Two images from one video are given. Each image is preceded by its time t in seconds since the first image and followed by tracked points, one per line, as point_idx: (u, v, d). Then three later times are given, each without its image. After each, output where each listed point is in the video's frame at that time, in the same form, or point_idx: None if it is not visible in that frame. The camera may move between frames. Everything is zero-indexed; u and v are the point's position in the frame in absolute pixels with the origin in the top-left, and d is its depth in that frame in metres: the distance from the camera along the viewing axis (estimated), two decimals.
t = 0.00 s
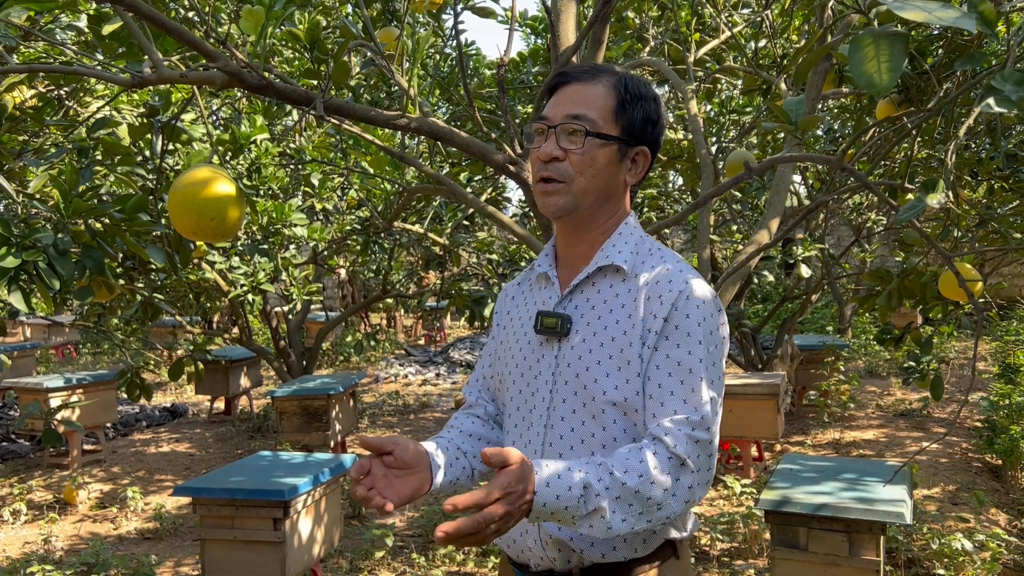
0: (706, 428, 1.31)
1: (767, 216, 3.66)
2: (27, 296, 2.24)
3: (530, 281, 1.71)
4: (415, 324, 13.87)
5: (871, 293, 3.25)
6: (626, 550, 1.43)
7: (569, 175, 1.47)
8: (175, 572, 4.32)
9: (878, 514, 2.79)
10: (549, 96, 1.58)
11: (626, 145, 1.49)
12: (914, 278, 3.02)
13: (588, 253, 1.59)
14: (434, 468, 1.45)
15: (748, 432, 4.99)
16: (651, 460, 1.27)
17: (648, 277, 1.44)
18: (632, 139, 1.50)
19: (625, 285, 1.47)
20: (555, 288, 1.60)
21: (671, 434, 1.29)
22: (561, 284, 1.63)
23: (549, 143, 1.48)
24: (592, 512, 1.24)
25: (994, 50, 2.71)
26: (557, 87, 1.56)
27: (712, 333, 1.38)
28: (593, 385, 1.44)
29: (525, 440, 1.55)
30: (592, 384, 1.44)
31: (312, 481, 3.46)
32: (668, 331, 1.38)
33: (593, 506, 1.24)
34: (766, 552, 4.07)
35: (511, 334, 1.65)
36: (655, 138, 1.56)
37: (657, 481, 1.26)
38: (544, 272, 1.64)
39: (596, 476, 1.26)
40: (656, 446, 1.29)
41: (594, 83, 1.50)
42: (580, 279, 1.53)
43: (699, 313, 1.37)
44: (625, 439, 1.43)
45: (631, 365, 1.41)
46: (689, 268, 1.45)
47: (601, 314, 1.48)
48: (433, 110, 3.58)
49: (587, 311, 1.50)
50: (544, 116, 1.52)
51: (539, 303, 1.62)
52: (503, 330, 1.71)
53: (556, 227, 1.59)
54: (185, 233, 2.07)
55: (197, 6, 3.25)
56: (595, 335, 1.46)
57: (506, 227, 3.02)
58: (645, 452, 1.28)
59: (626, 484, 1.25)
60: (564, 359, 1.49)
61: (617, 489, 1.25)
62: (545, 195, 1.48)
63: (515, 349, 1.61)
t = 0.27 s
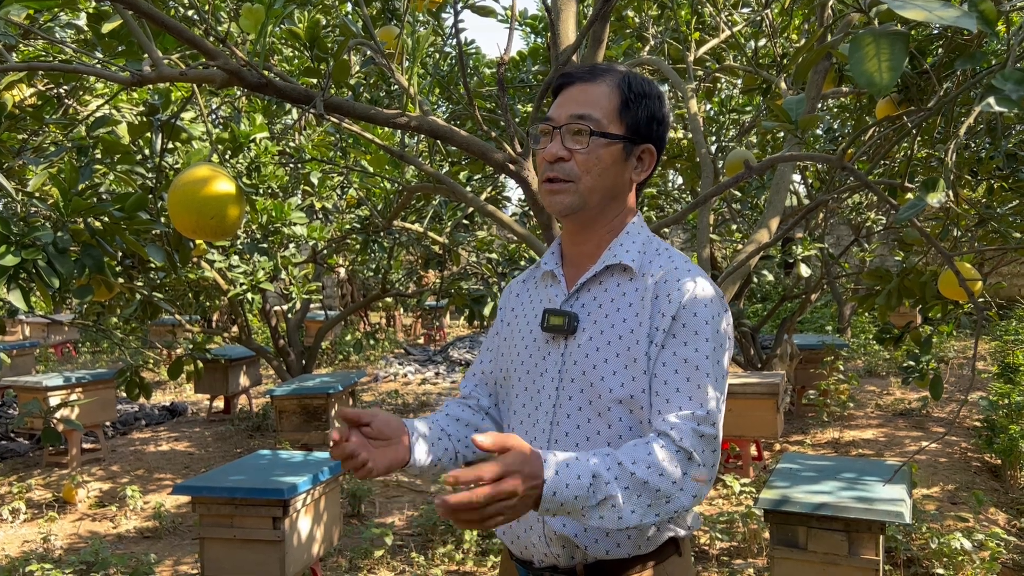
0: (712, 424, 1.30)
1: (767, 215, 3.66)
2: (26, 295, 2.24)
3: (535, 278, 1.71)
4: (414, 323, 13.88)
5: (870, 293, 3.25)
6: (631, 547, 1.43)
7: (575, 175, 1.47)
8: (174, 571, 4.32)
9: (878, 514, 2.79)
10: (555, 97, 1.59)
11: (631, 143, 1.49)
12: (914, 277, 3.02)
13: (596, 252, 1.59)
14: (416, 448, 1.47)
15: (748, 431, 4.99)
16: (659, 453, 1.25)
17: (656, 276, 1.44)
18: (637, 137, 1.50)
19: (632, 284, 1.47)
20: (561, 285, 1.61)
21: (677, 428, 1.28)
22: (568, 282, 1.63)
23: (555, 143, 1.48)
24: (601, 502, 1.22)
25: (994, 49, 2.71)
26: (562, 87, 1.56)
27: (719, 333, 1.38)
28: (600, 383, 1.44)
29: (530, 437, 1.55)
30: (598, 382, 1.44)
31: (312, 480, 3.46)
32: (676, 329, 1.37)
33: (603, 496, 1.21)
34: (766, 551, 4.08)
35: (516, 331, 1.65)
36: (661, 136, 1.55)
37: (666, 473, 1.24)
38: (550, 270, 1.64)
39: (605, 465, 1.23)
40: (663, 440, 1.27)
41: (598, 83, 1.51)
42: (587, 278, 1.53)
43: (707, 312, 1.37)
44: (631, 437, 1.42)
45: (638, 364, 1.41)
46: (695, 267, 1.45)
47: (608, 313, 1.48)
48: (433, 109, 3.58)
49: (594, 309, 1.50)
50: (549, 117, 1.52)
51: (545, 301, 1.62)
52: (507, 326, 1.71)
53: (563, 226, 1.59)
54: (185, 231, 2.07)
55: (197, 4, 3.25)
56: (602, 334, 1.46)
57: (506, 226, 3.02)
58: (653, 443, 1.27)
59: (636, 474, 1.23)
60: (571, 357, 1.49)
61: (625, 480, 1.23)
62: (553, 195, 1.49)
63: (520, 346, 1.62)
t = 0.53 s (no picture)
0: (698, 425, 1.30)
1: (767, 215, 3.66)
2: (26, 293, 2.24)
3: (542, 275, 1.72)
4: (414, 323, 13.87)
5: (869, 292, 3.25)
6: (629, 546, 1.43)
7: (577, 171, 1.48)
8: (174, 570, 4.32)
9: (876, 513, 2.79)
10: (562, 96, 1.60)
11: (634, 139, 1.49)
12: (914, 276, 3.02)
13: (603, 251, 1.59)
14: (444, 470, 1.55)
15: (747, 429, 5.01)
16: (633, 450, 1.28)
17: (661, 276, 1.44)
18: (640, 133, 1.50)
19: (638, 285, 1.47)
20: (568, 284, 1.60)
21: (660, 427, 1.29)
22: (574, 280, 1.63)
23: (558, 140, 1.50)
24: (568, 494, 1.27)
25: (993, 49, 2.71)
26: (568, 86, 1.57)
27: (719, 334, 1.37)
28: (603, 382, 1.44)
29: (531, 436, 1.55)
30: (602, 381, 1.44)
31: (311, 479, 3.46)
32: (677, 330, 1.37)
33: (567, 487, 1.26)
34: (765, 550, 4.08)
35: (522, 329, 1.65)
36: (667, 133, 1.54)
37: (638, 468, 1.26)
38: (557, 267, 1.64)
39: (571, 459, 1.28)
40: (641, 438, 1.30)
41: (602, 80, 1.51)
42: (593, 277, 1.53)
43: (709, 314, 1.37)
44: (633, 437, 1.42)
45: (641, 364, 1.41)
46: (701, 269, 1.45)
47: (613, 312, 1.48)
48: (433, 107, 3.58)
49: (599, 309, 1.50)
50: (554, 115, 1.53)
51: (551, 299, 1.62)
52: (513, 323, 1.71)
53: (569, 224, 1.60)
54: (185, 230, 2.07)
55: (196, 3, 3.25)
56: (606, 334, 1.46)
57: (506, 225, 3.02)
58: (632, 442, 1.29)
59: (604, 467, 1.26)
60: (575, 357, 1.49)
61: (593, 473, 1.27)
62: (556, 193, 1.50)
63: (526, 343, 1.62)
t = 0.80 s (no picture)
0: (690, 441, 1.34)
1: (766, 214, 3.66)
2: (24, 292, 2.24)
3: (542, 275, 1.71)
4: (413, 322, 13.87)
5: (868, 292, 3.26)
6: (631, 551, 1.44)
7: (569, 173, 1.48)
8: (173, 569, 4.32)
9: (875, 512, 2.80)
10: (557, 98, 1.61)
11: (626, 136, 1.48)
12: (913, 276, 3.02)
13: (603, 253, 1.59)
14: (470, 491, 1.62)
15: (746, 429, 5.04)
16: (627, 484, 1.34)
17: (661, 281, 1.45)
18: (633, 130, 1.49)
19: (638, 289, 1.47)
20: (567, 286, 1.60)
21: (654, 452, 1.33)
22: (573, 281, 1.62)
23: (550, 143, 1.50)
24: (572, 541, 1.35)
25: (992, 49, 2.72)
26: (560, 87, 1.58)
27: (715, 341, 1.40)
28: (602, 388, 1.44)
29: (530, 440, 1.54)
30: (601, 387, 1.44)
31: (311, 479, 3.47)
32: (674, 338, 1.39)
33: (569, 537, 1.35)
34: (764, 550, 4.08)
35: (523, 330, 1.65)
36: (662, 129, 1.53)
37: (631, 505, 1.33)
38: (557, 269, 1.64)
39: (565, 509, 1.36)
40: (635, 465, 1.35)
41: (593, 80, 1.52)
42: (592, 280, 1.52)
43: (706, 320, 1.39)
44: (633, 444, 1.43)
45: (639, 370, 1.41)
46: (700, 270, 1.46)
47: (612, 317, 1.47)
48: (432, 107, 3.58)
49: (598, 313, 1.50)
50: (546, 118, 1.54)
51: (550, 301, 1.61)
52: (515, 323, 1.70)
53: (567, 226, 1.60)
54: (184, 230, 2.07)
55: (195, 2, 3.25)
56: (604, 338, 1.46)
57: (505, 225, 3.02)
58: (623, 474, 1.35)
59: (597, 510, 1.33)
60: (573, 361, 1.48)
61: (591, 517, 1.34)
62: (550, 195, 1.50)
63: (526, 345, 1.62)
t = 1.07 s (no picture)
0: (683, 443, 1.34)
1: (765, 214, 3.66)
2: (24, 292, 2.24)
3: (542, 276, 1.71)
4: (412, 322, 13.87)
5: (867, 292, 3.26)
6: (627, 554, 1.44)
7: (565, 173, 1.49)
8: (172, 569, 4.32)
9: (874, 512, 2.80)
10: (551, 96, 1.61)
11: (621, 135, 1.48)
12: (912, 276, 3.02)
13: (600, 252, 1.59)
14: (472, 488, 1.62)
15: (744, 429, 5.03)
16: (617, 484, 1.34)
17: (656, 282, 1.45)
18: (627, 129, 1.49)
19: (633, 288, 1.47)
20: (564, 286, 1.60)
21: (646, 453, 1.33)
22: (572, 281, 1.63)
23: (545, 144, 1.51)
24: (563, 537, 1.37)
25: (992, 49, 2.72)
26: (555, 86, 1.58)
27: (710, 342, 1.40)
28: (597, 389, 1.44)
29: (528, 441, 1.55)
30: (596, 388, 1.44)
31: (310, 478, 3.47)
32: (668, 338, 1.39)
33: (559, 533, 1.36)
34: (763, 550, 4.08)
35: (522, 331, 1.65)
36: (657, 126, 1.53)
37: (621, 504, 1.33)
38: (555, 270, 1.64)
39: (557, 505, 1.38)
40: (627, 466, 1.35)
41: (587, 79, 1.52)
42: (588, 280, 1.53)
43: (700, 321, 1.39)
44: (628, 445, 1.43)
45: (634, 371, 1.41)
46: (696, 271, 1.46)
47: (607, 317, 1.47)
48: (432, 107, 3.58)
49: (594, 314, 1.50)
50: (541, 118, 1.54)
51: (548, 302, 1.62)
52: (515, 324, 1.71)
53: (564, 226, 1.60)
54: (185, 229, 2.07)
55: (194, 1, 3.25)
56: (599, 339, 1.46)
57: (504, 224, 3.02)
58: (614, 474, 1.35)
59: (587, 508, 1.34)
60: (569, 361, 1.49)
61: (581, 515, 1.35)
62: (546, 196, 1.51)
63: (524, 346, 1.62)
